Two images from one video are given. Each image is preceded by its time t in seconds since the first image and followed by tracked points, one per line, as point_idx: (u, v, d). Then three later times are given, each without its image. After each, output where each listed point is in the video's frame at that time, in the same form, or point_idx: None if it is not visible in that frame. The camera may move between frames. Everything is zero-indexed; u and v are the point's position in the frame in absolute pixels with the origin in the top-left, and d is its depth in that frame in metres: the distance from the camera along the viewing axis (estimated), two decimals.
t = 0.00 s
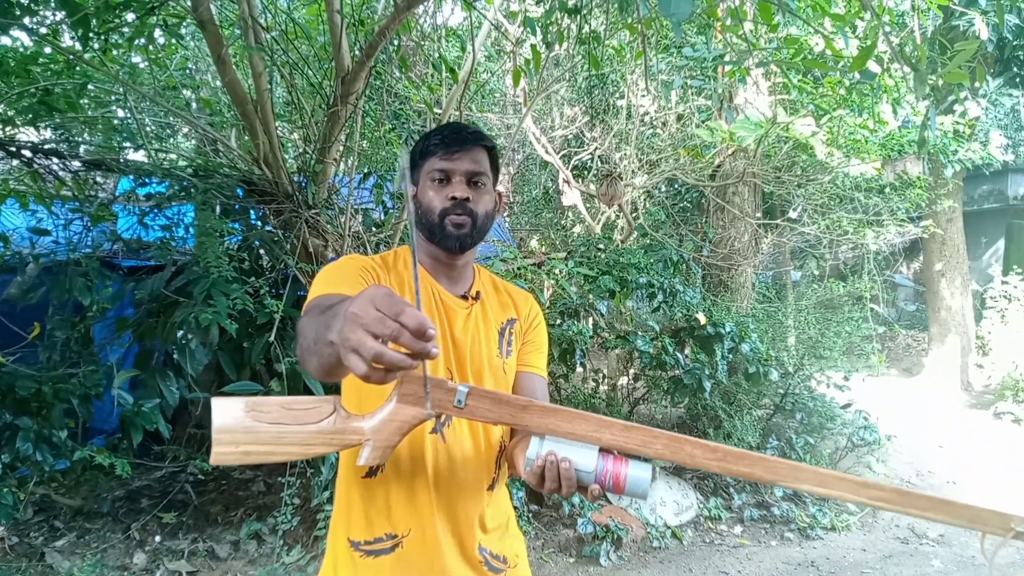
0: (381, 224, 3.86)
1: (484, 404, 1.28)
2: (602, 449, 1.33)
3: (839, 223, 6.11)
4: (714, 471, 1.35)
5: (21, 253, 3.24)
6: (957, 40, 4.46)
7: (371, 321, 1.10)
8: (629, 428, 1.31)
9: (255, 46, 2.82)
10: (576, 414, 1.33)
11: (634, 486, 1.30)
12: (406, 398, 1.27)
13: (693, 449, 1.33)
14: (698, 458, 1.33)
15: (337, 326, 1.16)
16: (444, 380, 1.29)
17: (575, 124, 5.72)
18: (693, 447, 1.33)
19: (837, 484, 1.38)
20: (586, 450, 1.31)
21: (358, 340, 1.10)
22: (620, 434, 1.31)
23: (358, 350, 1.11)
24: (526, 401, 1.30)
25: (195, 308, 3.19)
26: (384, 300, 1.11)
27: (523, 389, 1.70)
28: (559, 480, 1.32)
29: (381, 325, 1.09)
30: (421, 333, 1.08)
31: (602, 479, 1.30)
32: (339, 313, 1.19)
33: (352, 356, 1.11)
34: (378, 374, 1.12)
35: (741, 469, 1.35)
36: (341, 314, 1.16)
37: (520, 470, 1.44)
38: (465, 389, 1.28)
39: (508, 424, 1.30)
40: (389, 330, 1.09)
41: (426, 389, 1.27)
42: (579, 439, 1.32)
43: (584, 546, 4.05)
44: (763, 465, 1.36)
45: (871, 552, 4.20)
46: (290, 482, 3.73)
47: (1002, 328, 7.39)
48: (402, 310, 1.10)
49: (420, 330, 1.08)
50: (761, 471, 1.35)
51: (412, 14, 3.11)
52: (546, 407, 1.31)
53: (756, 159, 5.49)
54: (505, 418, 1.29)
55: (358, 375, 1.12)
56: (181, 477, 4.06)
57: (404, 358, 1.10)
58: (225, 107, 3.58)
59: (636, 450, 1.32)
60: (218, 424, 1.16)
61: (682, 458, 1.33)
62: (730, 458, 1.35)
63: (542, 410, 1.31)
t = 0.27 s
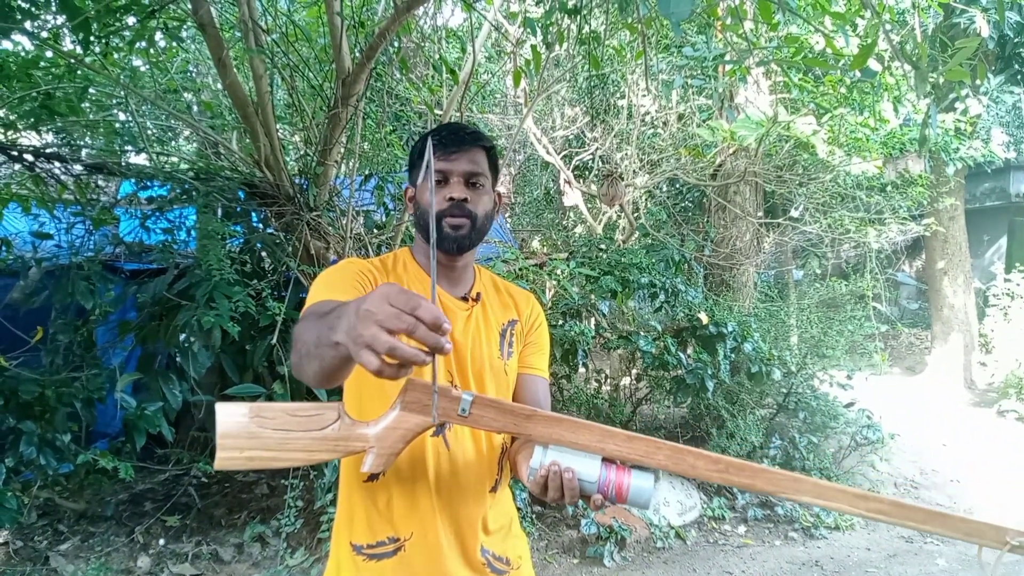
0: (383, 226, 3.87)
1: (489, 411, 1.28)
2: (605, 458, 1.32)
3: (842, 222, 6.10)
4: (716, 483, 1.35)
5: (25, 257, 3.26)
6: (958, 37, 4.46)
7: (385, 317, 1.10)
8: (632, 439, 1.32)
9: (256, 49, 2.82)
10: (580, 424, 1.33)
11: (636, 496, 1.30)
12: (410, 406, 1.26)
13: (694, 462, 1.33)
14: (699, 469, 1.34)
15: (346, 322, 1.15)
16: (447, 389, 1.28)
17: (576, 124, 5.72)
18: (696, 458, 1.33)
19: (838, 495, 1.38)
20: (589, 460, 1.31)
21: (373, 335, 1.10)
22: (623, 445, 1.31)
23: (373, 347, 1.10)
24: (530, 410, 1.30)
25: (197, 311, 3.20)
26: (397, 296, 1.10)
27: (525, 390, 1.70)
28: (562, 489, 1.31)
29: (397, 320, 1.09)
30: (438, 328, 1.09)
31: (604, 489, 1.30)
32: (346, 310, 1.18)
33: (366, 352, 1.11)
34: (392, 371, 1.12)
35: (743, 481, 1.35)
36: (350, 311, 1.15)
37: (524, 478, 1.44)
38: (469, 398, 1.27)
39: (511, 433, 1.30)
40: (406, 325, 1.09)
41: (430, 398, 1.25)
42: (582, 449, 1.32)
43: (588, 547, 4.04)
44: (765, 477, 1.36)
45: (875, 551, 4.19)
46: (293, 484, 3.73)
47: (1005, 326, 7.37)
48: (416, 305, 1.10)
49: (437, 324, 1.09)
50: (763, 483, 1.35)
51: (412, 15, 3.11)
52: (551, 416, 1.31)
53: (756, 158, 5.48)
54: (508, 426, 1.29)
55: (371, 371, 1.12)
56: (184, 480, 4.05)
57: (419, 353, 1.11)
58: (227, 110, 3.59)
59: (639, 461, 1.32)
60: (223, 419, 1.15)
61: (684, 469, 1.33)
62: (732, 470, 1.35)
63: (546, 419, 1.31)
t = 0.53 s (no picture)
0: (382, 227, 3.87)
1: (490, 415, 1.28)
2: (608, 461, 1.32)
3: (841, 219, 6.09)
4: (717, 485, 1.34)
5: (24, 260, 3.25)
6: (956, 33, 4.45)
7: (382, 311, 1.10)
8: (635, 441, 1.31)
9: (254, 51, 2.83)
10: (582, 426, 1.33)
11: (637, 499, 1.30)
12: (411, 410, 1.26)
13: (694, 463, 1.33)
14: (700, 470, 1.34)
15: (343, 318, 1.15)
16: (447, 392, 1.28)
17: (574, 124, 5.72)
18: (697, 460, 1.33)
19: (839, 497, 1.38)
20: (590, 462, 1.30)
21: (370, 329, 1.10)
22: (625, 447, 1.31)
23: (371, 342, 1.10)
24: (532, 414, 1.29)
25: (197, 313, 3.20)
26: (395, 292, 1.11)
27: (525, 391, 1.70)
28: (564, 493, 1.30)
29: (394, 315, 1.09)
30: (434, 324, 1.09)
31: (607, 491, 1.30)
32: (344, 306, 1.18)
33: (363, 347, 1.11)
34: (388, 367, 1.12)
35: (744, 482, 1.35)
36: (347, 307, 1.15)
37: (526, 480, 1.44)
38: (472, 402, 1.27)
39: (513, 436, 1.29)
40: (402, 320, 1.09)
41: (430, 402, 1.26)
42: (584, 452, 1.32)
43: (589, 546, 4.04)
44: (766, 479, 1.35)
45: (877, 549, 4.19)
46: (294, 486, 3.73)
47: (1005, 323, 7.36)
48: (414, 301, 1.11)
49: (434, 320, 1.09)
50: (765, 484, 1.35)
51: (409, 17, 3.12)
52: (553, 420, 1.31)
53: (755, 156, 5.47)
54: (510, 429, 1.28)
55: (367, 367, 1.11)
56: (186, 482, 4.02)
57: (415, 350, 1.11)
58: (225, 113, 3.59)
59: (641, 463, 1.31)
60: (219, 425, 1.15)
61: (685, 471, 1.33)
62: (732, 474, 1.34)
63: (548, 422, 1.31)
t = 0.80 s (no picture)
0: (382, 224, 3.87)
1: (490, 419, 1.28)
2: (608, 460, 1.32)
3: (842, 217, 6.07)
4: (717, 481, 1.34)
5: (23, 255, 3.24)
6: (958, 31, 4.43)
7: (397, 308, 1.09)
8: (634, 440, 1.32)
9: (255, 47, 2.82)
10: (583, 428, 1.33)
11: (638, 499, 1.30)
12: (411, 414, 1.26)
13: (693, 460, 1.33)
14: (701, 468, 1.33)
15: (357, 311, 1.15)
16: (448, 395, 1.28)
17: (575, 121, 5.72)
18: (697, 457, 1.33)
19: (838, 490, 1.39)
20: (591, 462, 1.31)
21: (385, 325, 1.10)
22: (625, 446, 1.31)
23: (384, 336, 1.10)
24: (533, 415, 1.29)
25: (196, 308, 3.20)
26: (410, 289, 1.11)
27: (525, 390, 1.70)
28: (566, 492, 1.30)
29: (408, 313, 1.09)
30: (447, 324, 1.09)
31: (608, 491, 1.29)
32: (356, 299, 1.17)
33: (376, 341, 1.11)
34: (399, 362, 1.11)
35: (745, 477, 1.35)
36: (359, 300, 1.15)
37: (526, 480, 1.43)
38: (472, 404, 1.27)
39: (514, 438, 1.29)
40: (416, 319, 1.09)
41: (431, 404, 1.26)
42: (584, 452, 1.32)
43: (588, 543, 4.04)
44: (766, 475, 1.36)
45: (875, 546, 4.19)
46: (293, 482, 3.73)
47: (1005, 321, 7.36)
48: (428, 299, 1.10)
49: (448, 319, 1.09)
50: (765, 480, 1.35)
51: (410, 12, 3.11)
52: (555, 421, 1.31)
53: (756, 154, 5.47)
54: (510, 431, 1.28)
55: (378, 360, 1.11)
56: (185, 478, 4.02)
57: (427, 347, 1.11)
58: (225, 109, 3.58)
59: (641, 461, 1.32)
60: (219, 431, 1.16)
61: (685, 468, 1.33)
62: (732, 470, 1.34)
63: (548, 423, 1.30)
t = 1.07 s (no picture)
0: (382, 220, 3.86)
1: (492, 419, 1.27)
2: (611, 456, 1.32)
3: (842, 215, 6.05)
4: (721, 473, 1.34)
5: (23, 251, 3.23)
6: (960, 28, 4.42)
7: (398, 297, 1.10)
8: (638, 436, 1.31)
9: (255, 42, 2.81)
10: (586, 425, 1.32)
11: (643, 493, 1.30)
12: (412, 415, 1.25)
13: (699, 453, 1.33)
14: (704, 461, 1.33)
15: (359, 303, 1.15)
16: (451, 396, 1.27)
17: (576, 117, 5.71)
18: (700, 450, 1.33)
19: (842, 478, 1.39)
20: (594, 457, 1.31)
21: (386, 315, 1.10)
22: (628, 441, 1.31)
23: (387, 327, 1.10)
24: (535, 413, 1.28)
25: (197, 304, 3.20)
26: (409, 278, 1.11)
27: (526, 387, 1.70)
28: (570, 488, 1.30)
29: (408, 303, 1.09)
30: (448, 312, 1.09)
31: (612, 486, 1.30)
32: (358, 292, 1.18)
33: (379, 332, 1.10)
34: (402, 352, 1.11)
35: (749, 467, 1.35)
36: (362, 292, 1.16)
37: (529, 478, 1.42)
38: (473, 404, 1.26)
39: (515, 436, 1.29)
40: (417, 308, 1.09)
41: (430, 406, 1.25)
42: (588, 448, 1.31)
43: (588, 539, 4.05)
44: (768, 465, 1.36)
45: (875, 544, 4.20)
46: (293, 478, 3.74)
47: (1005, 319, 7.36)
48: (427, 288, 1.10)
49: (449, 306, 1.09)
50: (768, 471, 1.35)
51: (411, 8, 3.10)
52: (557, 418, 1.31)
53: (757, 151, 5.45)
54: (512, 429, 1.28)
55: (382, 350, 1.11)
56: (186, 473, 3.98)
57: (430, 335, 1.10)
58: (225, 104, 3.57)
59: (644, 456, 1.31)
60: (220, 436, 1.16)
61: (689, 461, 1.33)
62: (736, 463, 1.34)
63: (550, 420, 1.30)
